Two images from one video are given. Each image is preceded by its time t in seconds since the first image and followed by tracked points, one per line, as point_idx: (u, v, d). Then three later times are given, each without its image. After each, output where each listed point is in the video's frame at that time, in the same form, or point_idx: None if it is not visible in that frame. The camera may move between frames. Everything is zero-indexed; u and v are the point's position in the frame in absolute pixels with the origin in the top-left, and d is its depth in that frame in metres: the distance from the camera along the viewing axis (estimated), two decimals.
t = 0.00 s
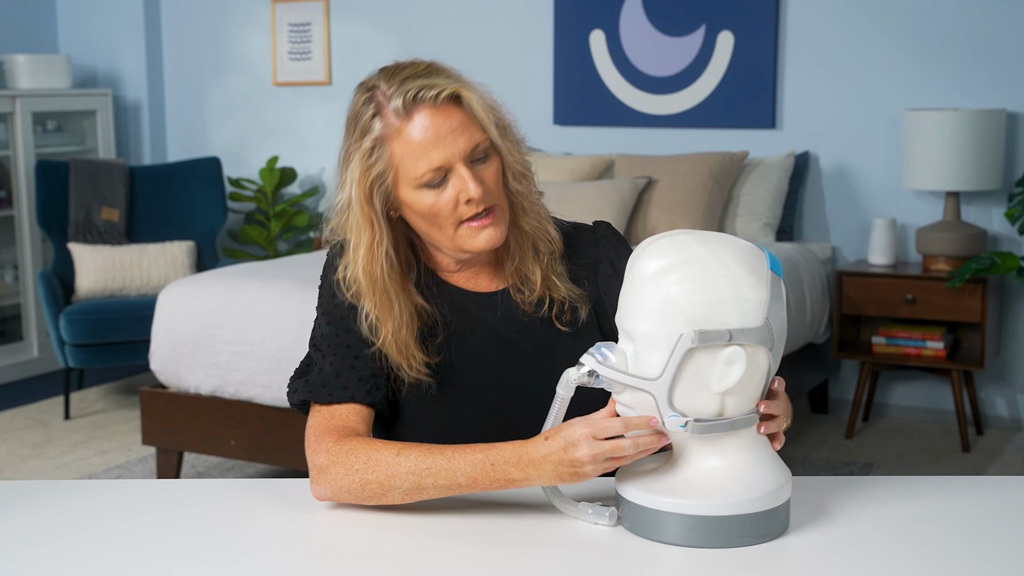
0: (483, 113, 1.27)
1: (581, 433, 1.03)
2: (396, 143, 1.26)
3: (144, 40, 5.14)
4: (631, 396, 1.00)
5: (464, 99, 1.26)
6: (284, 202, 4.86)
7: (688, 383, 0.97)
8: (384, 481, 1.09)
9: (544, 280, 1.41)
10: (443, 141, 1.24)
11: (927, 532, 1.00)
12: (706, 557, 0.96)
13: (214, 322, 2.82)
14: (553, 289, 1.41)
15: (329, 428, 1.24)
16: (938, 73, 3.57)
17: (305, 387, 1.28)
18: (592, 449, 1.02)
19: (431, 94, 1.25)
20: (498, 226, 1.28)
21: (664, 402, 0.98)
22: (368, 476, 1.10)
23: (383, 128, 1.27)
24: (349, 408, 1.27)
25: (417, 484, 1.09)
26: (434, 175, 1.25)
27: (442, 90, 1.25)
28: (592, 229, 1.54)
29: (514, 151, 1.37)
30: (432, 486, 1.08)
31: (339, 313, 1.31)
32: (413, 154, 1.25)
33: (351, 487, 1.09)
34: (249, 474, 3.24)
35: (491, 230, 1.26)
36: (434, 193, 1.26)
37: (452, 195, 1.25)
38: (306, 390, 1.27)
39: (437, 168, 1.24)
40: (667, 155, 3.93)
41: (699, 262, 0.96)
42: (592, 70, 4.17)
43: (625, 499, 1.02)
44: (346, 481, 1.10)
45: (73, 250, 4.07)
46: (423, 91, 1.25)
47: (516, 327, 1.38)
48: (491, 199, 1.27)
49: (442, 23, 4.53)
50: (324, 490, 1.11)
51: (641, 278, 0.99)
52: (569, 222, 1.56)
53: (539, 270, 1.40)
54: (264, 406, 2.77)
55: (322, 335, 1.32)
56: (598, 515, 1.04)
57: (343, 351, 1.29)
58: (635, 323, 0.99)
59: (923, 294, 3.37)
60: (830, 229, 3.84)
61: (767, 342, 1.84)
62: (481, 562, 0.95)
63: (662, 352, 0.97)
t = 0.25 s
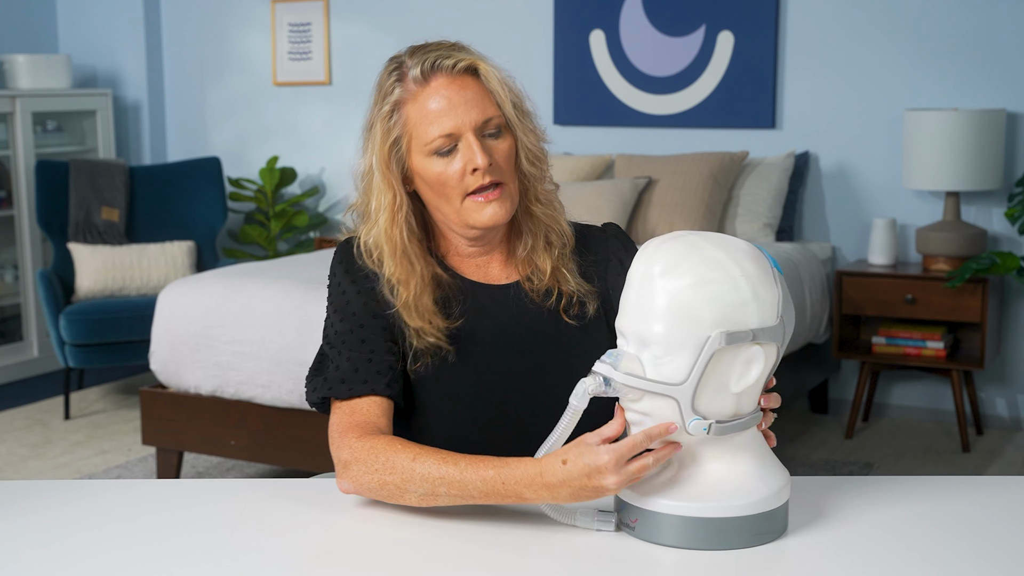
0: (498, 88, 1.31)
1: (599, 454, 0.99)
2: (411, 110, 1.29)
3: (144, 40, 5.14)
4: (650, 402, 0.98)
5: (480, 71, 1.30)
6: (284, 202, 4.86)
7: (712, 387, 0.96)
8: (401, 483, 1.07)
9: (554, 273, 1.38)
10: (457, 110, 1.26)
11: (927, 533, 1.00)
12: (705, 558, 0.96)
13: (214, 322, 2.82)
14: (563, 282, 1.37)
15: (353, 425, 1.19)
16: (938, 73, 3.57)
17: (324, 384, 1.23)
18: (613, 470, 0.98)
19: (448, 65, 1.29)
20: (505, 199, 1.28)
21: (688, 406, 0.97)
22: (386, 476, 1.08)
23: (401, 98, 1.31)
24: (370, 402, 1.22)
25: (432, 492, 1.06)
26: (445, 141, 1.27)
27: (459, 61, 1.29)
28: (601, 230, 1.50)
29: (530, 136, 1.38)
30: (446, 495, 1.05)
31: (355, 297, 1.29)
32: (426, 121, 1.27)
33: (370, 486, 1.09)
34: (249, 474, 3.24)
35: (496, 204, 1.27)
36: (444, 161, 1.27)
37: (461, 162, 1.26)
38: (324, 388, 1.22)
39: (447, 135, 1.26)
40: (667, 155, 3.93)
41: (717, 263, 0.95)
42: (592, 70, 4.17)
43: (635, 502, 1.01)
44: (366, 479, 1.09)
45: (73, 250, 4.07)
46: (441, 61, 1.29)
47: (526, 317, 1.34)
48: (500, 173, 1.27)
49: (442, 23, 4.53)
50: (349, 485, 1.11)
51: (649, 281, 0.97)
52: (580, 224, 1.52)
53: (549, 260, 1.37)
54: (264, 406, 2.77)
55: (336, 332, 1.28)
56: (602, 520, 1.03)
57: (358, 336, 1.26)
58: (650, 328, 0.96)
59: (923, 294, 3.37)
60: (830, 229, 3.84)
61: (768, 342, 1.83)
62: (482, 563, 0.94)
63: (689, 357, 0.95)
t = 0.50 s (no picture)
0: (511, 80, 1.30)
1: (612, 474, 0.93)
2: (422, 97, 1.29)
3: (144, 40, 5.14)
4: (666, 408, 0.97)
5: (494, 60, 1.30)
6: (284, 202, 4.87)
7: (722, 386, 0.97)
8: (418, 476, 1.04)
9: (565, 273, 1.35)
10: (466, 97, 1.26)
11: (926, 531, 0.99)
12: (691, 557, 0.95)
13: (214, 322, 2.82)
14: (572, 284, 1.34)
15: (379, 416, 1.15)
16: (938, 73, 3.56)
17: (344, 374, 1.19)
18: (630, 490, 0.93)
19: (460, 53, 1.29)
20: (508, 190, 1.27)
21: (702, 406, 0.96)
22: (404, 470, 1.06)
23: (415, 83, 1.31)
24: (393, 391, 1.18)
25: (445, 492, 1.03)
26: (452, 128, 1.27)
27: (473, 48, 1.29)
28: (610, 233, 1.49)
29: (545, 130, 1.37)
30: (458, 498, 1.02)
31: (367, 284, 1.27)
32: (436, 106, 1.27)
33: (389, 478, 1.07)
34: (249, 474, 3.24)
35: (499, 193, 1.27)
36: (452, 148, 1.27)
37: (467, 149, 1.26)
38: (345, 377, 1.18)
39: (453, 122, 1.26)
40: (667, 155, 3.93)
41: (723, 263, 0.96)
42: (592, 70, 4.17)
43: (647, 510, 0.97)
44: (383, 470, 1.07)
45: (73, 250, 4.07)
46: (454, 49, 1.29)
47: (535, 314, 1.31)
48: (503, 162, 1.27)
49: (442, 22, 4.53)
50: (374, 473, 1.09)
51: (653, 284, 0.96)
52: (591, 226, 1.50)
53: (558, 259, 1.35)
54: (264, 406, 2.77)
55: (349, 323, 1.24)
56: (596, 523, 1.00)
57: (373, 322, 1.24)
58: (658, 330, 0.95)
59: (923, 294, 3.37)
60: (830, 229, 3.84)
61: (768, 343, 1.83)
62: (482, 563, 0.94)
63: (703, 355, 0.95)
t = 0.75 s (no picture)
0: (512, 78, 1.31)
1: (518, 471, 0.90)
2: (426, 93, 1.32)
3: (144, 40, 5.14)
4: (664, 408, 0.96)
5: (497, 59, 1.31)
6: (284, 202, 4.87)
7: (716, 383, 0.98)
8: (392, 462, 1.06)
9: (570, 279, 1.35)
10: (466, 94, 1.29)
11: (925, 531, 0.99)
12: (684, 557, 0.95)
13: (214, 322, 2.82)
14: (577, 290, 1.35)
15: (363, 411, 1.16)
16: (937, 73, 3.56)
17: (339, 369, 1.20)
18: (525, 493, 0.89)
19: (462, 50, 1.31)
20: (504, 188, 1.28)
21: (700, 405, 0.96)
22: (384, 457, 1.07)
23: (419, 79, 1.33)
24: (382, 383, 1.19)
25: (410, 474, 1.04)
26: (450, 124, 1.29)
27: (477, 46, 1.31)
28: (618, 236, 1.49)
29: (551, 132, 1.38)
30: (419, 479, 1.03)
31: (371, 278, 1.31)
32: (436, 102, 1.30)
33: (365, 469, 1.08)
34: (249, 474, 3.24)
35: (495, 191, 1.27)
36: (450, 144, 1.29)
37: (463, 146, 1.28)
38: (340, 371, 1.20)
39: (451, 118, 1.29)
40: (667, 155, 3.93)
41: (718, 262, 0.96)
42: (592, 69, 4.17)
43: (642, 510, 0.97)
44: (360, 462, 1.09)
45: (73, 250, 4.06)
46: (459, 46, 1.31)
47: (535, 315, 1.32)
48: (500, 160, 1.28)
49: (441, 22, 4.53)
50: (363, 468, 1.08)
51: (648, 284, 0.96)
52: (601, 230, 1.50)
53: (563, 264, 1.35)
54: (264, 406, 2.77)
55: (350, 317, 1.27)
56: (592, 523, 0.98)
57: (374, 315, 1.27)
58: (656, 329, 0.95)
59: (923, 294, 3.37)
60: (830, 229, 3.84)
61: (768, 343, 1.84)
62: (480, 563, 0.94)
63: (701, 354, 0.96)
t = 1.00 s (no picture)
0: (515, 80, 1.32)
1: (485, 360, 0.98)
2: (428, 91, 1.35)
3: (144, 40, 5.14)
4: (663, 408, 0.96)
5: (501, 61, 1.33)
6: (284, 202, 4.87)
7: (716, 383, 0.98)
8: (360, 448, 1.17)
9: (567, 281, 1.38)
10: (468, 95, 1.31)
11: (926, 531, 0.99)
12: (684, 557, 0.94)
13: (214, 322, 2.82)
14: (574, 293, 1.38)
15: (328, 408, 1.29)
16: (938, 73, 3.56)
17: (310, 365, 1.31)
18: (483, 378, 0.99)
19: (466, 51, 1.33)
20: (502, 191, 1.30)
21: (700, 405, 0.96)
22: (346, 444, 1.18)
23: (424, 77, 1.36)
24: (348, 387, 1.31)
25: (386, 444, 1.15)
26: (451, 125, 1.32)
27: (481, 47, 1.33)
28: (619, 233, 1.51)
29: (552, 136, 1.40)
30: (397, 442, 1.15)
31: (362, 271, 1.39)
32: (438, 102, 1.32)
33: (339, 460, 1.18)
34: (249, 474, 3.24)
35: (492, 193, 1.30)
36: (449, 144, 1.32)
37: (462, 147, 1.30)
38: (310, 367, 1.31)
39: (452, 118, 1.31)
40: (667, 155, 3.93)
41: (717, 262, 0.97)
42: (592, 69, 4.17)
43: (641, 509, 0.97)
44: (332, 454, 1.19)
45: (73, 250, 4.06)
46: (463, 47, 1.33)
47: (527, 315, 1.36)
48: (500, 161, 1.31)
49: (441, 22, 4.53)
50: (320, 467, 1.19)
51: (648, 285, 0.96)
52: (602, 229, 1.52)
53: (559, 266, 1.38)
54: (264, 406, 2.77)
55: (338, 310, 1.36)
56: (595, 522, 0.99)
57: (359, 311, 1.35)
58: (655, 330, 0.95)
59: (923, 294, 3.37)
60: (830, 229, 3.84)
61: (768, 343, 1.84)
62: (480, 563, 0.94)
63: (700, 354, 0.96)
